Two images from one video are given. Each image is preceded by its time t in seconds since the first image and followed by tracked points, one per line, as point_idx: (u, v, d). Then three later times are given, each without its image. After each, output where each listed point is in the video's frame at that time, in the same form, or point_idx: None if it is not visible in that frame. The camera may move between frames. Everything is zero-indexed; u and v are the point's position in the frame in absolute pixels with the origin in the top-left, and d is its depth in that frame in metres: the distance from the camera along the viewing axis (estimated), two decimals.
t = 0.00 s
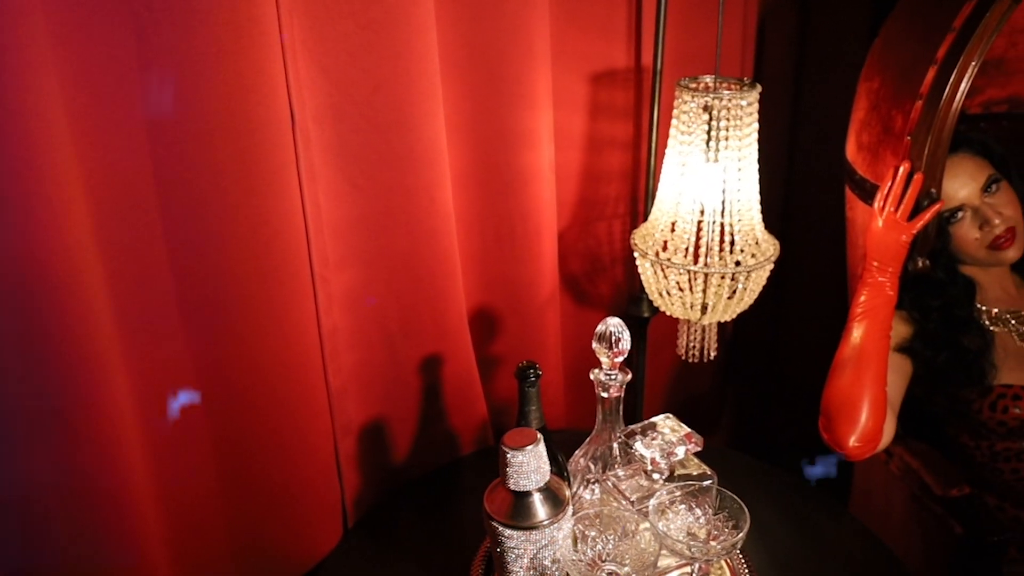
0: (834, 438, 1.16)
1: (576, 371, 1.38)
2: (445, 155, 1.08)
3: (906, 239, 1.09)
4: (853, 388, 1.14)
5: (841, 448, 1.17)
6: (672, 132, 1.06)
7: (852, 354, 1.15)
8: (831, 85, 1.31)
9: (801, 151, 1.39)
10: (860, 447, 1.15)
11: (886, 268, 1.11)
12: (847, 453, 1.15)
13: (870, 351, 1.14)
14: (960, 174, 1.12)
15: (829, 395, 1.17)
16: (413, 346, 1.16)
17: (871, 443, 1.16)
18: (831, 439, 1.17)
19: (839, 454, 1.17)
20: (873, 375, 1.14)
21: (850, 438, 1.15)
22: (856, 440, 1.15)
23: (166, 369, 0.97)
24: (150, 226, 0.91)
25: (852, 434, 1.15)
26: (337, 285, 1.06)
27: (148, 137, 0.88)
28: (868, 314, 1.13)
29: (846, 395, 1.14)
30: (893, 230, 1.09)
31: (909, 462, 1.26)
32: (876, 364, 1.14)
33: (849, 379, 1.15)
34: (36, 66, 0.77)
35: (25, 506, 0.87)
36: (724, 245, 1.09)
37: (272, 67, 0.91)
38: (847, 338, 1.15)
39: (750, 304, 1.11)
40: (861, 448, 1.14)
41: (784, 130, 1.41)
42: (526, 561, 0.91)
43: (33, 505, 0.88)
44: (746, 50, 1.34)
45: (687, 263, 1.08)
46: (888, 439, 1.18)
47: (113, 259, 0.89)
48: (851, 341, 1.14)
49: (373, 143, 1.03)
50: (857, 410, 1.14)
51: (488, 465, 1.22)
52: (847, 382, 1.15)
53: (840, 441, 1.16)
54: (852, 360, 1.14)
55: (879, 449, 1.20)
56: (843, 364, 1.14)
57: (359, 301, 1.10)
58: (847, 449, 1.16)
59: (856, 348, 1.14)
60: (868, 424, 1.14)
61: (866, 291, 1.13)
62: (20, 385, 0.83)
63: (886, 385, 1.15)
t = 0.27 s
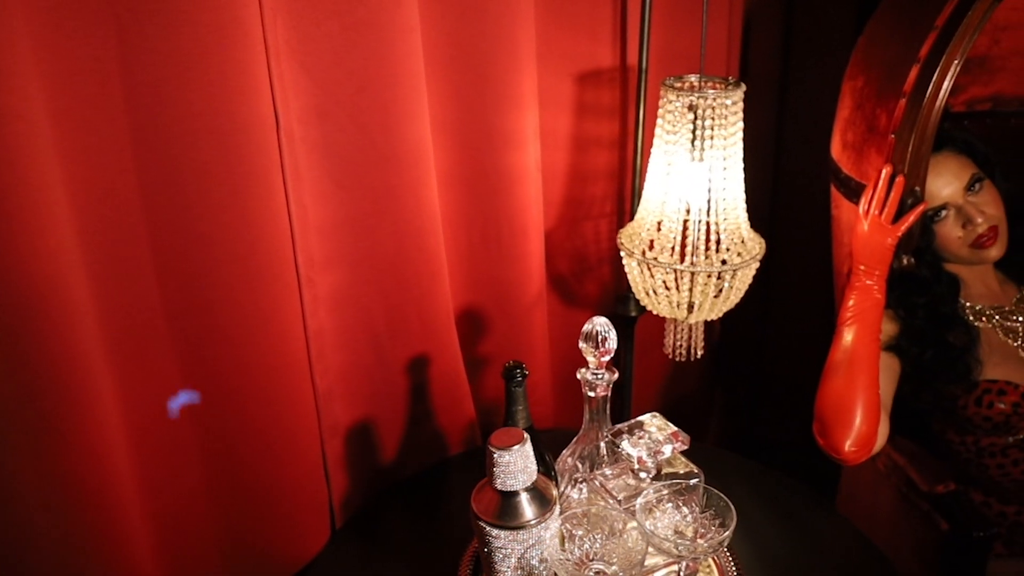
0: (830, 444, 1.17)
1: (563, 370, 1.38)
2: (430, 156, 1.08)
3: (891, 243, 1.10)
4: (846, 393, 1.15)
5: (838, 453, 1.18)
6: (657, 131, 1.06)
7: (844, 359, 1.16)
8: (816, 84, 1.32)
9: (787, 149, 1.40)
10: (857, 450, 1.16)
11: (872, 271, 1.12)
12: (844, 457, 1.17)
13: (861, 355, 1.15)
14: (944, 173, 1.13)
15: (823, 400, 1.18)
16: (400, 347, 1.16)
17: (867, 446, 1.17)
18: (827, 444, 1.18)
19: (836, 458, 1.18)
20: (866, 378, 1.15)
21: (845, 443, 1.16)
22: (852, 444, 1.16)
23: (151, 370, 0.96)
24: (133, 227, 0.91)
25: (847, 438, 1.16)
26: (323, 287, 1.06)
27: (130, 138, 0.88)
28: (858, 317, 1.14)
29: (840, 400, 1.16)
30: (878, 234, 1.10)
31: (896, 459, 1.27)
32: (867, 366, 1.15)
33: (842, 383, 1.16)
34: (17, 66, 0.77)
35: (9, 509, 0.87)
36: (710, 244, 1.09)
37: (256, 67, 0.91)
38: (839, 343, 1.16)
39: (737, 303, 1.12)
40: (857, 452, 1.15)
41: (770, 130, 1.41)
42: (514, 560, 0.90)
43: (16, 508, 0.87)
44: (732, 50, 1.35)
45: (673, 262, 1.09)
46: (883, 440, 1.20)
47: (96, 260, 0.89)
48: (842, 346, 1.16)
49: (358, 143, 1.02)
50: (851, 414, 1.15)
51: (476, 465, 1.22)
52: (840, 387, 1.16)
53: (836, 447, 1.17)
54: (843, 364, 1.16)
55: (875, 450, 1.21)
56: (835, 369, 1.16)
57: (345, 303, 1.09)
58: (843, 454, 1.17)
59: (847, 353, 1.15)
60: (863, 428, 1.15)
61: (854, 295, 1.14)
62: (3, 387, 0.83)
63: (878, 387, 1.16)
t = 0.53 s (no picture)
0: (826, 449, 1.18)
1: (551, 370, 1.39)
2: (415, 157, 1.08)
3: (878, 245, 1.11)
4: (839, 397, 1.17)
5: (834, 457, 1.19)
6: (643, 131, 1.06)
7: (836, 363, 1.18)
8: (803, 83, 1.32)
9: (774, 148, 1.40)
10: (853, 454, 1.17)
11: (860, 275, 1.14)
12: (841, 462, 1.17)
13: (853, 359, 1.16)
14: (929, 171, 1.13)
15: (817, 406, 1.19)
16: (388, 348, 1.16)
17: (862, 449, 1.18)
18: (824, 450, 1.19)
19: (833, 463, 1.19)
20: (858, 381, 1.17)
21: (841, 448, 1.17)
22: (848, 448, 1.17)
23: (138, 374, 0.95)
24: (119, 229, 0.90)
25: (843, 443, 1.17)
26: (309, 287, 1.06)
27: (114, 139, 0.87)
28: (849, 321, 1.16)
29: (833, 405, 1.17)
30: (864, 236, 1.11)
31: (883, 456, 1.26)
32: (860, 370, 1.16)
33: (835, 388, 1.18)
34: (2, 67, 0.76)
35: None
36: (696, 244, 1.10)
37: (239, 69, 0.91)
38: (830, 349, 1.18)
39: (723, 302, 1.12)
40: (853, 455, 1.16)
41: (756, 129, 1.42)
42: (502, 560, 0.91)
43: None
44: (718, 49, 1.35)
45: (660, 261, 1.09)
46: (877, 443, 1.21)
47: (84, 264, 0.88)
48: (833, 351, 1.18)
49: (344, 144, 1.02)
50: (845, 419, 1.17)
51: (465, 465, 1.23)
52: (833, 392, 1.18)
53: (833, 452, 1.18)
54: (835, 369, 1.17)
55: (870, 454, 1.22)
56: (828, 374, 1.17)
57: (333, 304, 1.09)
58: (840, 458, 1.18)
59: (838, 358, 1.17)
60: (859, 431, 1.16)
61: (843, 299, 1.16)
62: None
63: (871, 390, 1.17)
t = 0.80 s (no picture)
0: (822, 452, 1.19)
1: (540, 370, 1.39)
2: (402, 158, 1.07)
3: (864, 247, 1.10)
4: (832, 400, 1.17)
5: (831, 460, 1.20)
6: (629, 130, 1.06)
7: (827, 365, 1.18)
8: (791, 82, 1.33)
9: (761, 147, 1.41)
10: (848, 456, 1.18)
11: (848, 278, 1.13)
12: (836, 464, 1.18)
13: (844, 360, 1.17)
14: (914, 169, 1.14)
15: (811, 411, 1.20)
16: (375, 348, 1.16)
17: (857, 450, 1.18)
18: (820, 453, 1.20)
19: (829, 465, 1.20)
20: (850, 383, 1.17)
21: (837, 450, 1.17)
22: (843, 450, 1.18)
23: (121, 373, 0.95)
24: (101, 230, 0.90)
25: (837, 445, 1.18)
26: (295, 288, 1.06)
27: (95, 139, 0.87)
28: (839, 322, 1.16)
29: (827, 408, 1.18)
30: (848, 239, 1.11)
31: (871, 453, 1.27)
32: (851, 372, 1.17)
33: (828, 391, 1.18)
34: None
35: None
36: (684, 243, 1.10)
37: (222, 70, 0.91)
38: (822, 351, 1.18)
39: (710, 300, 1.13)
40: (848, 457, 1.17)
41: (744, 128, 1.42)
42: (490, 560, 0.91)
43: None
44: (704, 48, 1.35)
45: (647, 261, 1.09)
46: (872, 442, 1.22)
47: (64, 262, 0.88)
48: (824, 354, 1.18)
49: (329, 144, 1.02)
50: (839, 422, 1.17)
51: (452, 463, 1.24)
52: (825, 395, 1.18)
53: (829, 455, 1.19)
54: (827, 372, 1.18)
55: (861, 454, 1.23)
56: (820, 378, 1.18)
57: (318, 304, 1.09)
58: (836, 461, 1.19)
59: (830, 360, 1.17)
60: (853, 432, 1.17)
61: (832, 300, 1.16)
62: None
63: (863, 391, 1.18)
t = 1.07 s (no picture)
0: (818, 455, 1.19)
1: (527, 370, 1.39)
2: (385, 159, 1.07)
3: (849, 250, 1.12)
4: (825, 404, 1.18)
5: (826, 461, 1.20)
6: (613, 129, 1.06)
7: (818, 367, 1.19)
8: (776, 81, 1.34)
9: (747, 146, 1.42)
10: (843, 457, 1.19)
11: (834, 281, 1.15)
12: (832, 466, 1.19)
13: (835, 361, 1.17)
14: (898, 168, 1.14)
15: (803, 413, 1.20)
16: (362, 350, 1.16)
17: (852, 451, 1.19)
18: (815, 456, 1.21)
19: (825, 466, 1.21)
20: (842, 385, 1.18)
21: (832, 453, 1.18)
22: (838, 452, 1.18)
23: (106, 376, 0.95)
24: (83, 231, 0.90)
25: (832, 447, 1.18)
26: (281, 291, 1.06)
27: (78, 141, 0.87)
28: (830, 324, 1.17)
29: (820, 411, 1.18)
30: (835, 242, 1.12)
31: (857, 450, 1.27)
32: (842, 373, 1.17)
33: (820, 394, 1.19)
34: None
35: None
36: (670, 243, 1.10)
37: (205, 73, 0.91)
38: (813, 353, 1.19)
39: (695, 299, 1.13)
40: (844, 459, 1.18)
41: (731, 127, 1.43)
42: (477, 560, 0.90)
43: None
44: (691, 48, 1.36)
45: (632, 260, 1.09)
46: (865, 441, 1.23)
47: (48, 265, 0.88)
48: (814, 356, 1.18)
49: (315, 147, 1.02)
50: (832, 424, 1.18)
51: (439, 465, 1.23)
52: (818, 397, 1.19)
53: (825, 457, 1.19)
54: (818, 374, 1.18)
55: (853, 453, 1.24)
56: (813, 381, 1.18)
57: (303, 306, 1.09)
58: (831, 462, 1.20)
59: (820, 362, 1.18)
60: (847, 433, 1.18)
61: (821, 302, 1.16)
62: None
63: (855, 392, 1.19)
